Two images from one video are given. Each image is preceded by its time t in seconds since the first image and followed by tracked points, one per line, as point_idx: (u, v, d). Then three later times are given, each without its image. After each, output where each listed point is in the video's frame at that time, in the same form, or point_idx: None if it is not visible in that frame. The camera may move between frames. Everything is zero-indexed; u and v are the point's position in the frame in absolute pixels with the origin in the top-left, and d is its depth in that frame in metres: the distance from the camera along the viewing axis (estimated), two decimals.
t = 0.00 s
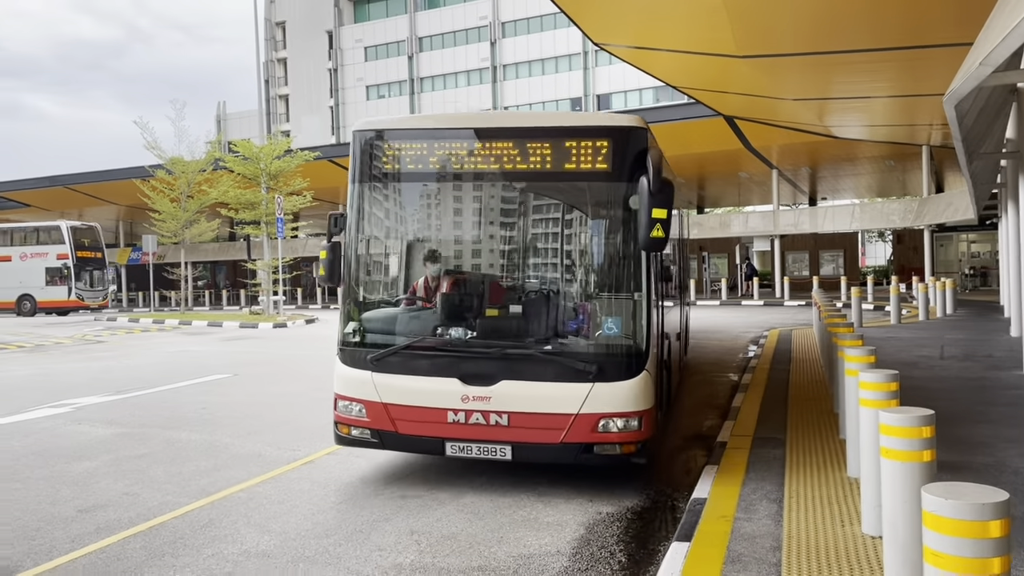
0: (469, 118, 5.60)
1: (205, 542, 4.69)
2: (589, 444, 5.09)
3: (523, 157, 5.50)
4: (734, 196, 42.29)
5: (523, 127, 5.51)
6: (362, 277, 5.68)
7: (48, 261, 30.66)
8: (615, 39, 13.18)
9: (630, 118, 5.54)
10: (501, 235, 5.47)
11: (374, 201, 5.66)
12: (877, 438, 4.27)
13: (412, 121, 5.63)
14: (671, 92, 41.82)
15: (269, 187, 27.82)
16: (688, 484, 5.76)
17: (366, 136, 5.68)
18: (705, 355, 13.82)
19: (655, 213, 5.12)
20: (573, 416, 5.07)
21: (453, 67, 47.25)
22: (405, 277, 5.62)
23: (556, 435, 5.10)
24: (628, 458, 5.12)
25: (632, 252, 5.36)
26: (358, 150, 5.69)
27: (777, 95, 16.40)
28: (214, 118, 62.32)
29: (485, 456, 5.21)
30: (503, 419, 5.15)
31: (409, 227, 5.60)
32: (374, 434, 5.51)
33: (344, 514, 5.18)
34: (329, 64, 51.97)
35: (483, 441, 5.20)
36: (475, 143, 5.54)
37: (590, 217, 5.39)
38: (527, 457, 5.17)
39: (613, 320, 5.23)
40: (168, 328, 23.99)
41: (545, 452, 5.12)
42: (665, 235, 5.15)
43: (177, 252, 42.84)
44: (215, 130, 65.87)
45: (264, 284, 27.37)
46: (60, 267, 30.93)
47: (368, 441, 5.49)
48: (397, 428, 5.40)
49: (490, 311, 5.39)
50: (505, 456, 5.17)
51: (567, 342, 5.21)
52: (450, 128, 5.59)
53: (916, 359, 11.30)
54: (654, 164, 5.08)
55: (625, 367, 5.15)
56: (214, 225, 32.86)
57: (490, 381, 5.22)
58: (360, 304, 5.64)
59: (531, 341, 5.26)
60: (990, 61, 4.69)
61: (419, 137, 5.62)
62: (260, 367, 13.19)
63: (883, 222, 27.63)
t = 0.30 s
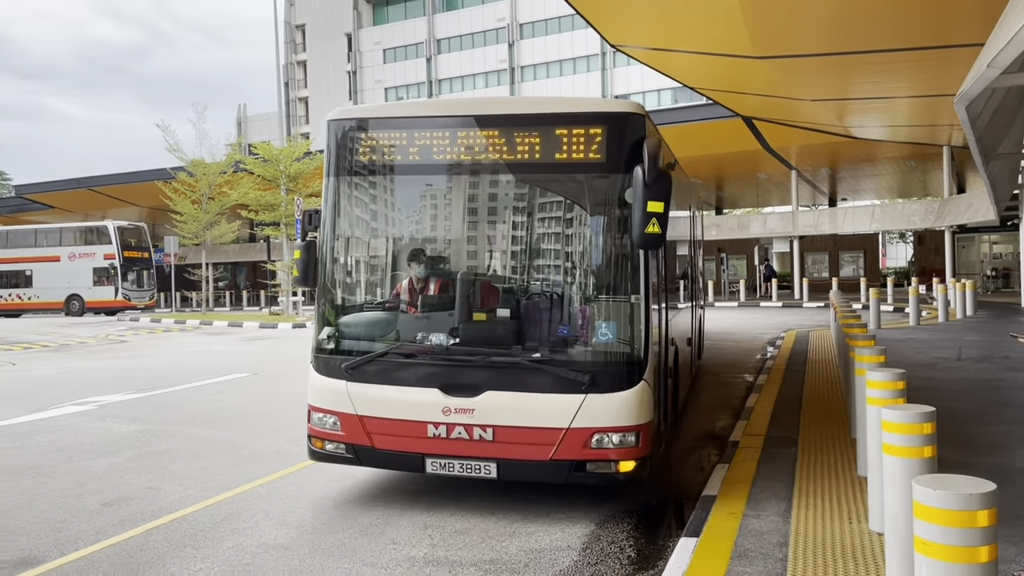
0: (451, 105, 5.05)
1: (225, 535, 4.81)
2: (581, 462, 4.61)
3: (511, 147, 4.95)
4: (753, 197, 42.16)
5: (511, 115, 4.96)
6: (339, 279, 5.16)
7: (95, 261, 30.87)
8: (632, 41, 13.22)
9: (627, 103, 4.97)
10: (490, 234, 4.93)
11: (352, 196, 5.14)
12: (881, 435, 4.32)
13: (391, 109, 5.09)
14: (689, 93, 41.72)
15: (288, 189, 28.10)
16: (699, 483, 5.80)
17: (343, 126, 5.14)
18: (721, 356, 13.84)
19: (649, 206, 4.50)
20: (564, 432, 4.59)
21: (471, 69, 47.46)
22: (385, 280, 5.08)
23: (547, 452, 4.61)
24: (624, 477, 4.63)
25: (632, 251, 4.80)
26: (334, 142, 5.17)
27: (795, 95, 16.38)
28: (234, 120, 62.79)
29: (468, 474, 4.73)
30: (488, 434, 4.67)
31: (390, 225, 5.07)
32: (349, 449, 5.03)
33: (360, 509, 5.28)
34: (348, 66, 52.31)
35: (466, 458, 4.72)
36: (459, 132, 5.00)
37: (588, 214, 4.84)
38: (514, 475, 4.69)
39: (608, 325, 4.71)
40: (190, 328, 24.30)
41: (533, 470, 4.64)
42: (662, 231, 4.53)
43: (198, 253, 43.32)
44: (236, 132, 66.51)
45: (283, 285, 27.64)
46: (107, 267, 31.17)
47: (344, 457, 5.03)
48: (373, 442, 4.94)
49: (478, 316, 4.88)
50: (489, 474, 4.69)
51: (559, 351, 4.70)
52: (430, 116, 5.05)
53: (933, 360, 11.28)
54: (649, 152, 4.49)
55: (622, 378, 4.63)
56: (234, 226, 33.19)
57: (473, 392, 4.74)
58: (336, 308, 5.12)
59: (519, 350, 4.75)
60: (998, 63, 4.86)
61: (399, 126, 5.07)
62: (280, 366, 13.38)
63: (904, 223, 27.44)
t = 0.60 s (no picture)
0: (437, 97, 4.74)
1: (242, 530, 4.95)
2: (575, 481, 4.26)
3: (501, 143, 4.62)
4: (770, 199, 42.04)
5: (500, 108, 4.64)
6: (324, 282, 4.87)
7: (141, 262, 30.66)
8: (648, 44, 13.30)
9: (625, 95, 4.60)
10: (481, 235, 4.63)
11: (334, 196, 4.83)
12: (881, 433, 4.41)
13: (374, 103, 4.79)
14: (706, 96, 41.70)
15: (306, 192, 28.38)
16: (707, 482, 5.89)
17: (325, 121, 4.85)
18: (735, 358, 13.88)
19: (648, 205, 4.14)
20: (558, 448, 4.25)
21: (488, 73, 47.69)
22: (373, 285, 4.81)
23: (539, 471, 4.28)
24: (624, 497, 4.27)
25: (631, 253, 4.44)
26: (314, 139, 4.87)
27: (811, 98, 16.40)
28: (253, 124, 63.34)
29: (456, 494, 4.40)
30: (477, 451, 4.34)
31: (375, 227, 4.78)
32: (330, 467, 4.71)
33: (373, 505, 5.40)
34: (365, 70, 52.70)
35: (453, 476, 4.40)
36: (445, 127, 4.69)
37: (587, 212, 4.49)
38: (505, 496, 4.35)
39: (604, 333, 4.35)
40: (209, 330, 24.57)
41: (524, 490, 4.31)
42: (662, 233, 4.16)
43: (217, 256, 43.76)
44: (254, 136, 67.09)
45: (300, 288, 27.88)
46: (152, 268, 30.99)
47: (325, 475, 4.71)
48: (355, 460, 4.62)
49: (467, 324, 4.57)
50: (478, 494, 4.37)
51: (553, 361, 4.35)
52: (415, 109, 4.74)
53: (948, 363, 11.29)
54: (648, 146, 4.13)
55: (619, 391, 4.28)
56: (253, 229, 33.50)
57: (461, 406, 4.42)
58: (318, 312, 4.82)
59: (509, 361, 4.42)
60: (1001, 67, 5.02)
61: (383, 120, 4.76)
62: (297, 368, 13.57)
63: (921, 226, 27.28)
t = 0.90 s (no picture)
0: (430, 95, 4.49)
1: (255, 532, 5.06)
2: (575, 505, 4.01)
3: (497, 142, 4.36)
4: (781, 205, 41.98)
5: (496, 106, 4.39)
6: (314, 288, 4.61)
7: (181, 268, 30.71)
8: (661, 52, 13.41)
9: (625, 93, 4.34)
10: (475, 240, 4.35)
11: (322, 199, 4.58)
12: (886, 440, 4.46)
13: (364, 101, 4.55)
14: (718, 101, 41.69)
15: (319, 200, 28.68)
16: (715, 487, 5.97)
17: (313, 121, 4.61)
18: (745, 364, 13.93)
19: (652, 211, 3.89)
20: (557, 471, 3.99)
21: (500, 79, 47.88)
22: (363, 293, 4.55)
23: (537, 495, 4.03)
24: (625, 523, 4.03)
25: (636, 261, 4.18)
26: (301, 140, 4.62)
27: (823, 104, 16.44)
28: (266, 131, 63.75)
29: (448, 517, 4.14)
30: (470, 472, 4.10)
31: (365, 231, 4.52)
32: (314, 487, 4.46)
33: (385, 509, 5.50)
34: (378, 77, 53.00)
35: (444, 498, 4.15)
36: (438, 126, 4.43)
37: (589, 214, 4.23)
38: (500, 520, 4.09)
39: (607, 347, 4.10)
40: (223, 336, 24.77)
41: (520, 513, 4.06)
42: (667, 239, 3.94)
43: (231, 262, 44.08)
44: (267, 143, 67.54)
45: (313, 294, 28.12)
46: (191, 274, 31.14)
47: (309, 495, 4.47)
48: (340, 480, 4.38)
49: (462, 335, 4.29)
50: (471, 517, 4.12)
51: (552, 377, 4.08)
52: (408, 108, 4.49)
53: (959, 369, 11.29)
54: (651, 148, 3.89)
55: (620, 409, 4.02)
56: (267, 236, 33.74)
57: (454, 424, 4.17)
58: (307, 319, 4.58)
59: (505, 376, 4.15)
60: (1006, 77, 5.09)
61: (374, 120, 4.51)
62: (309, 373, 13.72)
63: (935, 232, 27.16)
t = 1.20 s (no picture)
0: (426, 102, 4.39)
1: (269, 544, 5.12)
2: (578, 530, 3.85)
3: (496, 150, 4.26)
4: (789, 217, 41.98)
5: (495, 113, 4.29)
6: (309, 302, 4.51)
7: (217, 278, 31.80)
8: (668, 66, 13.50)
9: (628, 99, 4.19)
10: (477, 252, 4.24)
11: (316, 210, 4.48)
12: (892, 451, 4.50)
13: (357, 109, 4.46)
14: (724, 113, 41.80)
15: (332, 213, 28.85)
16: (724, 499, 5.99)
17: (305, 129, 4.51)
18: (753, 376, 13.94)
19: (657, 222, 3.79)
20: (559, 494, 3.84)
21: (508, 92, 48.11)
22: (361, 307, 4.46)
23: (537, 519, 3.88)
24: (629, 549, 3.86)
25: (641, 274, 4.04)
26: (292, 149, 4.52)
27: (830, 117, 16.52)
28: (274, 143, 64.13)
29: (443, 543, 3.97)
30: (466, 495, 3.94)
31: (360, 243, 4.43)
32: (304, 510, 4.31)
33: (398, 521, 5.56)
34: (386, 89, 53.35)
35: (441, 523, 3.99)
36: (434, 133, 4.33)
37: (592, 225, 4.11)
38: (497, 547, 3.92)
39: (610, 364, 3.96)
40: (231, 347, 24.86)
41: (519, 540, 3.89)
42: (674, 252, 3.80)
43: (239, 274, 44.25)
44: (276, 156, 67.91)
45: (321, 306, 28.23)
46: (226, 285, 32.15)
47: (299, 519, 4.32)
48: (331, 504, 4.24)
49: (462, 350, 4.16)
50: (468, 544, 3.95)
51: (553, 395, 3.95)
52: (403, 115, 4.39)
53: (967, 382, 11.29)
54: (655, 158, 3.78)
55: (625, 429, 3.87)
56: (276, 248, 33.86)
57: (450, 445, 4.03)
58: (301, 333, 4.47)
59: (503, 394, 4.01)
60: (1010, 93, 5.15)
61: (369, 128, 4.42)
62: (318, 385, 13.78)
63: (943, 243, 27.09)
